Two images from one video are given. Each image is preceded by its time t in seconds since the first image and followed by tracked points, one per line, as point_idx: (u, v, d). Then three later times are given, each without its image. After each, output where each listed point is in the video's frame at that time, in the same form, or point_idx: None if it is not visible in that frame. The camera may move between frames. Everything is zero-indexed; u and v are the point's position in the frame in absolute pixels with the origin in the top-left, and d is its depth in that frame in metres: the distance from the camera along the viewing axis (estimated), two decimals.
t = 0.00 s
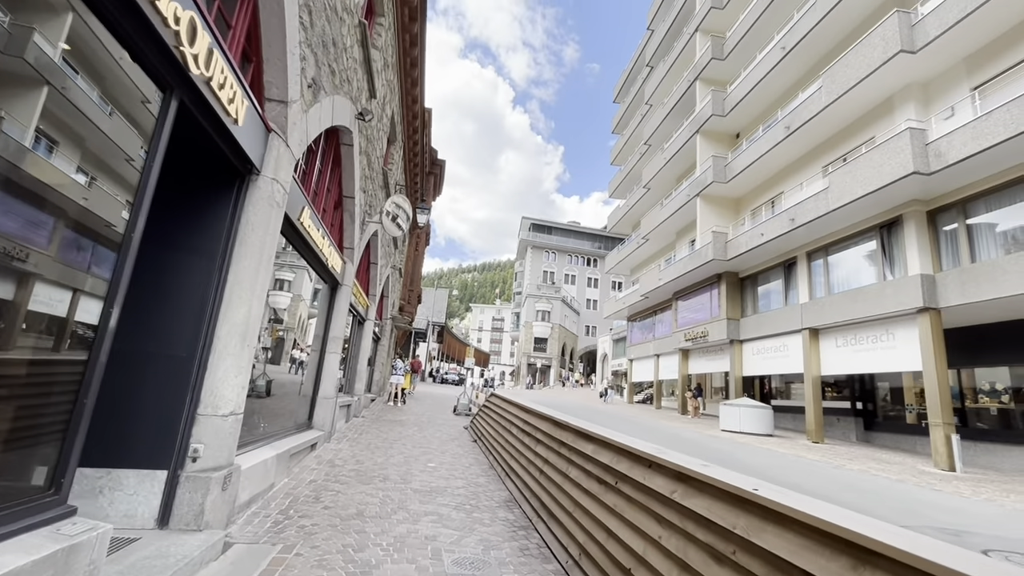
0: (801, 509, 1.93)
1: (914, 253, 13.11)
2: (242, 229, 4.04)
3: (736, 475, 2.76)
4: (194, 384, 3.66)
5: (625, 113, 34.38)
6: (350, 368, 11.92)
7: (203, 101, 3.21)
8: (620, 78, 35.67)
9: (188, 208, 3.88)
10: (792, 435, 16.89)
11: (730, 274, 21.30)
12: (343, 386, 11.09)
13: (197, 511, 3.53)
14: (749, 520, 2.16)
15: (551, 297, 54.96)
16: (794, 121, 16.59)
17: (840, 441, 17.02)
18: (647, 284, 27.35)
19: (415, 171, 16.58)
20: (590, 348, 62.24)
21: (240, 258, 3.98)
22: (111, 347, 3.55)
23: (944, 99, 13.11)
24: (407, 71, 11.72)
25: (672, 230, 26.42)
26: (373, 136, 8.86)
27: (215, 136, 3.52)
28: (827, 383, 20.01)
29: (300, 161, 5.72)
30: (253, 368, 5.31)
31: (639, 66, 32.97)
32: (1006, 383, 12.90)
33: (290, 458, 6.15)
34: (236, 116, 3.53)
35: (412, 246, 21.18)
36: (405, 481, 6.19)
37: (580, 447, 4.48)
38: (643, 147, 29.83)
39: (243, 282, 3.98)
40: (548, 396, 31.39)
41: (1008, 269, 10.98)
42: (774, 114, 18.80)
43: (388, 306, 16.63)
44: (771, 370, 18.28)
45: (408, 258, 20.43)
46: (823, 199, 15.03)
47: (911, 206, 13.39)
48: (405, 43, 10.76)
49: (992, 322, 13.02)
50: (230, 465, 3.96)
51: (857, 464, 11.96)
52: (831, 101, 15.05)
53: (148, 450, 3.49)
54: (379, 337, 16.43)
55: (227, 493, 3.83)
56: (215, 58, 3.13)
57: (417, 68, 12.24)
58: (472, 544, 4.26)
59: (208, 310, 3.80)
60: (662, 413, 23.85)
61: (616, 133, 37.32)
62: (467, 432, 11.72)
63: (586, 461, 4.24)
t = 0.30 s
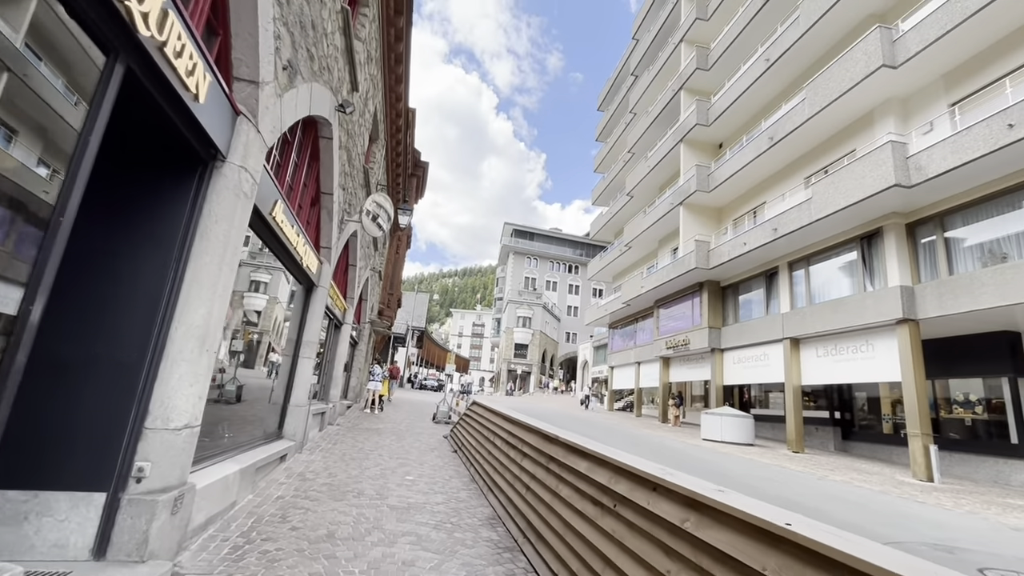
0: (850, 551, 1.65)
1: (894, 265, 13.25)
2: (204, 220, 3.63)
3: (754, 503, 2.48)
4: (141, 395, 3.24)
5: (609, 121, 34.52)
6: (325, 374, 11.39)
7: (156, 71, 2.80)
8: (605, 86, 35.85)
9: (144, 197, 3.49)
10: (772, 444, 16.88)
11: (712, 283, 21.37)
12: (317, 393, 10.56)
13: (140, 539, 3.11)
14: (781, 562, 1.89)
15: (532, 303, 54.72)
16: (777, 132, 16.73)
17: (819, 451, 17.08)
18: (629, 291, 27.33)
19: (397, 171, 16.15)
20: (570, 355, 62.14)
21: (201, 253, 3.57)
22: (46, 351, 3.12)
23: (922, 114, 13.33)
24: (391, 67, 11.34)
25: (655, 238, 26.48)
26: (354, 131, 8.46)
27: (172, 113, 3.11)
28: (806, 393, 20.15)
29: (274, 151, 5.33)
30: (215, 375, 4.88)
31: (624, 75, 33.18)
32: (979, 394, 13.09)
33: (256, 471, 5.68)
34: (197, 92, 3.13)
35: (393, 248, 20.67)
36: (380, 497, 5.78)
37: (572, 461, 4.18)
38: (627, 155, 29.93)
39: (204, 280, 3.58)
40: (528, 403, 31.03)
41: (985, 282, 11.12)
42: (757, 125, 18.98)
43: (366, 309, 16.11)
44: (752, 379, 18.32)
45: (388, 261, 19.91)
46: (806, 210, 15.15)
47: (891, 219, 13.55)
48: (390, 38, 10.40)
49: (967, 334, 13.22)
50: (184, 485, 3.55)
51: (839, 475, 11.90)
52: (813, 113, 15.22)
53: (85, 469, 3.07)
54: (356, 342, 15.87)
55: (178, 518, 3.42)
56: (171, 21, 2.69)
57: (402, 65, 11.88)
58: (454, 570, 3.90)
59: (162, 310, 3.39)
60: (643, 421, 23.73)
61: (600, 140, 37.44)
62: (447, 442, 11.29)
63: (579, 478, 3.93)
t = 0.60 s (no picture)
0: None
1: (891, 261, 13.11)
2: (168, 205, 3.26)
3: (796, 518, 2.16)
4: (93, 403, 2.86)
5: (601, 121, 34.39)
6: (312, 378, 10.97)
7: (103, 29, 2.45)
8: (596, 86, 35.76)
9: (98, 180, 3.12)
10: (769, 445, 16.68)
11: (707, 282, 21.19)
12: (303, 397, 10.13)
13: (91, 567, 2.74)
14: None
15: (524, 304, 54.39)
16: (771, 129, 16.59)
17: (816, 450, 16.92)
18: (622, 291, 27.10)
19: (386, 169, 15.76)
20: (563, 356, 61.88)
21: (163, 242, 3.20)
22: None
23: (918, 109, 13.22)
24: (379, 59, 10.98)
25: (648, 238, 26.31)
26: (339, 123, 8.08)
27: (123, 79, 2.74)
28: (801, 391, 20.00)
29: (251, 137, 4.94)
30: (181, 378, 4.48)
31: (615, 74, 33.04)
32: (976, 391, 12.96)
33: (235, 483, 5.29)
34: (154, 58, 2.79)
35: (383, 249, 20.28)
36: (368, 508, 5.40)
37: (577, 469, 3.84)
38: (618, 155, 29.78)
39: (167, 272, 3.20)
40: (522, 405, 30.70)
41: (984, 277, 10.97)
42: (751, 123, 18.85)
43: (355, 311, 15.69)
44: (747, 378, 18.13)
45: (378, 262, 19.51)
46: (801, 207, 14.99)
47: (887, 215, 13.43)
48: (378, 29, 10.05)
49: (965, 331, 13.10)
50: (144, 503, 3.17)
51: (839, 475, 11.66)
52: (808, 109, 15.08)
53: (26, 489, 2.69)
54: (345, 345, 15.44)
55: (136, 541, 3.04)
56: None
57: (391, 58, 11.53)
58: None
59: (117, 306, 3.01)
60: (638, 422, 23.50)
61: (591, 140, 37.28)
62: (439, 446, 10.91)
63: (586, 487, 3.59)
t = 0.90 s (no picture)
0: None
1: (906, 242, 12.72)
2: (136, 191, 2.91)
3: (878, 529, 1.81)
4: (56, 413, 2.52)
5: (599, 112, 33.93)
6: (313, 380, 10.64)
7: None
8: (593, 76, 35.29)
9: (61, 165, 2.82)
10: (783, 434, 16.31)
11: (713, 271, 20.79)
12: (304, 400, 9.81)
13: None
14: None
15: (526, 300, 54.03)
16: (777, 111, 16.16)
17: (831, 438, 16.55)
18: (627, 283, 26.72)
19: (383, 164, 15.40)
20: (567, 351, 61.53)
21: (132, 232, 2.85)
22: None
23: (930, 85, 12.79)
24: (372, 49, 10.61)
25: (651, 228, 25.90)
26: (331, 112, 7.72)
27: (73, 43, 2.39)
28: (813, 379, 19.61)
29: (235, 122, 4.60)
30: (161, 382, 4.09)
31: (613, 64, 32.57)
32: (997, 373, 12.57)
33: (231, 493, 4.96)
34: (108, 20, 2.44)
35: (383, 247, 19.93)
36: (374, 516, 5.08)
37: (599, 470, 3.49)
38: (619, 145, 29.35)
39: (138, 266, 2.85)
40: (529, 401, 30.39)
41: (1006, 255, 10.56)
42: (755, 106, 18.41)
43: (356, 311, 15.36)
44: (758, 367, 17.74)
45: (378, 261, 19.18)
46: (810, 189, 14.57)
47: (902, 194, 13.02)
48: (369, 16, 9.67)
49: (983, 312, 12.73)
50: (122, 524, 2.85)
51: (860, 463, 11.29)
52: (814, 89, 14.65)
53: None
54: (347, 345, 15.11)
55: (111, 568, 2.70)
56: None
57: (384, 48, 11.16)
58: None
59: (81, 304, 2.67)
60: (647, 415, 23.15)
61: (590, 131, 36.82)
62: (446, 446, 10.59)
63: (610, 492, 3.24)
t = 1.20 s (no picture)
0: None
1: (936, 216, 12.15)
2: (113, 176, 2.61)
3: (1015, 539, 1.46)
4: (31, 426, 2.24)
5: (605, 99, 33.33)
6: (325, 381, 10.42)
7: None
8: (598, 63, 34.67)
9: (33, 151, 2.57)
10: (810, 420, 15.79)
11: (729, 255, 20.25)
12: (318, 401, 9.58)
13: None
14: None
15: (537, 293, 53.67)
16: (791, 86, 15.55)
17: (859, 422, 16.01)
18: (640, 271, 26.22)
19: (388, 159, 15.12)
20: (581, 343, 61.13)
21: (111, 222, 2.56)
22: None
23: (956, 48, 12.14)
24: (372, 38, 10.29)
25: (663, 214, 25.37)
26: (331, 102, 7.41)
27: (29, 8, 2.07)
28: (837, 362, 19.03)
29: (227, 106, 4.30)
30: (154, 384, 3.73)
31: (617, 48, 31.93)
32: None
33: (242, 502, 4.70)
34: None
35: (392, 244, 19.72)
36: (392, 521, 4.81)
37: (636, 468, 3.15)
38: (626, 131, 28.77)
39: (118, 259, 2.56)
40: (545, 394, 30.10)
41: None
42: (768, 82, 17.79)
43: (367, 309, 15.15)
44: (780, 352, 17.20)
45: (387, 258, 18.95)
46: (830, 165, 13.97)
47: (930, 165, 12.42)
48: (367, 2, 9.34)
49: (1018, 286, 12.14)
50: (114, 545, 2.57)
51: (895, 448, 10.80)
52: (832, 60, 14.04)
53: None
54: (359, 344, 14.90)
55: None
56: None
57: (384, 36, 10.83)
58: None
59: (55, 304, 2.39)
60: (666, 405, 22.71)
61: (596, 119, 36.21)
62: (464, 444, 10.33)
63: (653, 493, 2.89)
